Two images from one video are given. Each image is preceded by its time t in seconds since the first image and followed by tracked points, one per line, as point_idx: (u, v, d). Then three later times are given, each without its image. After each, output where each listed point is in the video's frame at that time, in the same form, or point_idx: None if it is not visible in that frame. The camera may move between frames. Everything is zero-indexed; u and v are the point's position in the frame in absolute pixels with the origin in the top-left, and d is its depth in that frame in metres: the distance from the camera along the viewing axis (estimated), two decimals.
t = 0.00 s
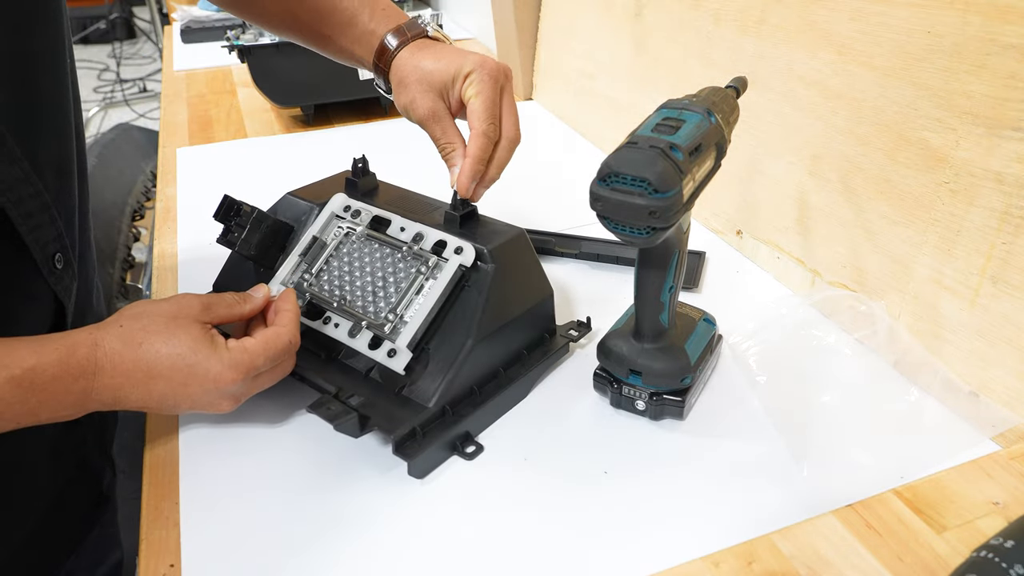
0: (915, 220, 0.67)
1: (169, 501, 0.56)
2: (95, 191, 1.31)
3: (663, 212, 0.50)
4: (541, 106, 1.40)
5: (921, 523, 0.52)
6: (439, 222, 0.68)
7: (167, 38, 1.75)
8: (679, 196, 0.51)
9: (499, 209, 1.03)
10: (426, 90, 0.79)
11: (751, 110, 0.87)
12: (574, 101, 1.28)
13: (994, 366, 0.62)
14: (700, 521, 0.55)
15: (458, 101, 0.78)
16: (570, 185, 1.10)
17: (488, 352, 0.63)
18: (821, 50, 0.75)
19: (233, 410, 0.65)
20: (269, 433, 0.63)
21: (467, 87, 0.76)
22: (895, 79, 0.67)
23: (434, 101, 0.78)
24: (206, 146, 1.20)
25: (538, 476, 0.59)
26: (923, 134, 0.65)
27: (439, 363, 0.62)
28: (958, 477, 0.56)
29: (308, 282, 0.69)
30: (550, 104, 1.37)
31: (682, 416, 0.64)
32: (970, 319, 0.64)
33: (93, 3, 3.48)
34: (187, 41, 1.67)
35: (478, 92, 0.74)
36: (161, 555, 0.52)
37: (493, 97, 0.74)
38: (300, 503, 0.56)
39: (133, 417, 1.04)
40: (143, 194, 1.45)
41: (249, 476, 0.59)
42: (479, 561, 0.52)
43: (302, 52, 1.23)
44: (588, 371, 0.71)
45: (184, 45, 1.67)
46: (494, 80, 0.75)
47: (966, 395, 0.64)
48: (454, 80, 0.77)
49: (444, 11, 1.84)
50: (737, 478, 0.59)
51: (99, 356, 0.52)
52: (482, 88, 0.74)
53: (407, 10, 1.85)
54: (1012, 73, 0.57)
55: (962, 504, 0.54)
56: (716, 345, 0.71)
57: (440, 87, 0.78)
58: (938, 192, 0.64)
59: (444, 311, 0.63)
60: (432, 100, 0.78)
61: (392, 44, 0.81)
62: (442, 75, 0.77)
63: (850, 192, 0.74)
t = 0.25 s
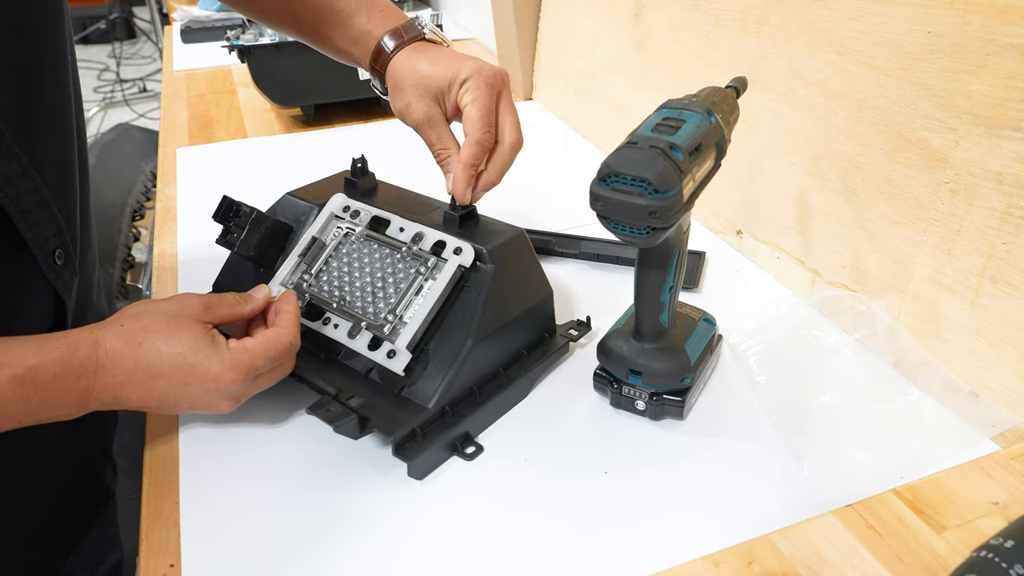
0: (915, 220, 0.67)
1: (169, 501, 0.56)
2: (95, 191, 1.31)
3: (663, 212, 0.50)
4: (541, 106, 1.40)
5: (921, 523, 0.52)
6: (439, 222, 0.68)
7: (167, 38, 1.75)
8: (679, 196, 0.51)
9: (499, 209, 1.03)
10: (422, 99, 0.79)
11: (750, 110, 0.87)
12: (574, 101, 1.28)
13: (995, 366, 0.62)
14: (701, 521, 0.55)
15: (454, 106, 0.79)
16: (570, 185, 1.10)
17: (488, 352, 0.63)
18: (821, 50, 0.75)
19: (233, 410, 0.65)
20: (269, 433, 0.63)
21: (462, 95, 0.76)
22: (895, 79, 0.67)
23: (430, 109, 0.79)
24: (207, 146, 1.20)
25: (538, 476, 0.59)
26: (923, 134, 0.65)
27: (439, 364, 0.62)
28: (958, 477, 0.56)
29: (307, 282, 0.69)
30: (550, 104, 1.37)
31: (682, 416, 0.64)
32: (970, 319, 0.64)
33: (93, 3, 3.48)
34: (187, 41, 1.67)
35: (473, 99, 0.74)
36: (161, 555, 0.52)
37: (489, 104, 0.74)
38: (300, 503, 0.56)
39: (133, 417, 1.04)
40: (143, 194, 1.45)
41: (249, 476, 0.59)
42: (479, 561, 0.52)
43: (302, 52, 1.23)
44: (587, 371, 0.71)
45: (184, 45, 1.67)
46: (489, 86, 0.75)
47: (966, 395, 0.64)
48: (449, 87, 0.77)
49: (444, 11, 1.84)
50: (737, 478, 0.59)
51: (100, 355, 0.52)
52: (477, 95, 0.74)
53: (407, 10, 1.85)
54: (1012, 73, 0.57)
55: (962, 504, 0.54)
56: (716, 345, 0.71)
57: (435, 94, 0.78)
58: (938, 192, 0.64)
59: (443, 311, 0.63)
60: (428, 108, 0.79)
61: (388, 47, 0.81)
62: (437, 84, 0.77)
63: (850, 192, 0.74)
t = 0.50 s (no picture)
0: (915, 220, 0.67)
1: (169, 501, 0.56)
2: (95, 191, 1.31)
3: (663, 212, 0.50)
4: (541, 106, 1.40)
5: (921, 523, 0.52)
6: (438, 222, 0.68)
7: (167, 38, 1.75)
8: (679, 196, 0.51)
9: (499, 209, 1.03)
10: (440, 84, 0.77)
11: (750, 110, 0.87)
12: (574, 100, 1.28)
13: (995, 367, 0.62)
14: (700, 521, 0.55)
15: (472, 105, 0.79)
16: (570, 185, 1.10)
17: (488, 353, 0.63)
18: (821, 50, 0.75)
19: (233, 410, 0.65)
20: (269, 433, 0.63)
21: (489, 98, 0.78)
22: (895, 79, 0.67)
23: (449, 96, 0.77)
24: (207, 146, 1.20)
25: (538, 476, 0.59)
26: (923, 134, 0.65)
27: (438, 365, 0.62)
28: (958, 477, 0.56)
29: (307, 283, 0.69)
30: (550, 104, 1.37)
31: (682, 416, 0.64)
32: (970, 319, 0.64)
33: (93, 4, 3.48)
34: (187, 41, 1.67)
35: (501, 105, 0.77)
36: (161, 556, 0.52)
37: (513, 110, 0.77)
38: (300, 503, 0.56)
39: (133, 418, 1.04)
40: (143, 194, 1.45)
41: (249, 476, 0.59)
42: (478, 561, 0.52)
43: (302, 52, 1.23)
44: (587, 371, 0.71)
45: (184, 45, 1.67)
46: (515, 93, 0.78)
47: (966, 395, 0.64)
48: (475, 85, 0.78)
49: (444, 11, 1.84)
50: (736, 479, 0.59)
51: (100, 356, 0.52)
52: (504, 102, 0.77)
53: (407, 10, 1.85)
54: (1012, 73, 0.57)
55: (962, 504, 0.54)
56: (716, 345, 0.71)
57: (457, 83, 0.77)
58: (938, 192, 0.64)
59: (443, 312, 0.63)
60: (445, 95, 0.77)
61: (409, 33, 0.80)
62: (464, 76, 0.76)
63: (850, 192, 0.74)
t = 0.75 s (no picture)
0: (915, 220, 0.67)
1: (169, 501, 0.56)
2: (95, 191, 1.31)
3: (663, 212, 0.50)
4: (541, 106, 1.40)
5: (921, 523, 0.52)
6: (438, 223, 0.68)
7: (167, 38, 1.75)
8: (679, 196, 0.51)
9: (499, 209, 1.03)
10: (459, 85, 0.78)
11: (750, 110, 0.87)
12: (574, 100, 1.28)
13: (995, 367, 0.62)
14: (700, 522, 0.55)
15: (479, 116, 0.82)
16: (570, 185, 1.10)
17: (488, 352, 0.63)
18: (821, 50, 0.75)
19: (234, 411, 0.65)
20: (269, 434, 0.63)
21: (499, 114, 0.82)
22: (896, 79, 0.67)
23: (466, 99, 0.78)
24: (207, 146, 1.20)
25: (538, 475, 0.59)
26: (923, 134, 0.65)
27: (438, 365, 0.62)
28: (958, 477, 0.56)
29: (307, 283, 0.69)
30: (550, 104, 1.37)
31: (682, 416, 0.64)
32: (970, 319, 0.64)
33: (93, 4, 3.48)
34: (187, 42, 1.67)
35: (508, 123, 0.82)
36: (161, 556, 0.52)
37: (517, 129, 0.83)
38: (300, 503, 0.56)
39: (133, 418, 1.04)
40: (143, 194, 1.44)
41: (249, 476, 0.59)
42: (478, 560, 0.52)
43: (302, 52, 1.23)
44: (588, 371, 0.71)
45: (184, 45, 1.67)
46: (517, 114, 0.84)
47: (966, 395, 0.64)
48: (490, 98, 0.81)
49: (444, 11, 1.84)
50: (736, 479, 0.59)
51: (101, 356, 0.52)
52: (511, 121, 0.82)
53: (407, 10, 1.85)
54: (1013, 73, 0.57)
55: (962, 504, 0.54)
56: (716, 345, 0.71)
57: (475, 89, 0.79)
58: (938, 192, 0.64)
59: (443, 312, 0.63)
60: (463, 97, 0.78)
61: (417, 39, 0.81)
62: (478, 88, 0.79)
63: (850, 192, 0.74)
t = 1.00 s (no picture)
0: (915, 220, 0.67)
1: (169, 501, 0.56)
2: (95, 191, 1.31)
3: (663, 212, 0.50)
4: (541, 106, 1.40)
5: (921, 523, 0.52)
6: (437, 223, 0.68)
7: (167, 38, 1.75)
8: (679, 196, 0.51)
9: (499, 209, 1.03)
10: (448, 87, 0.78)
11: (750, 110, 0.87)
12: (574, 100, 1.28)
13: (995, 367, 0.62)
14: (700, 522, 0.55)
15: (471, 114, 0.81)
16: (570, 185, 1.10)
17: (488, 352, 0.63)
18: (821, 50, 0.75)
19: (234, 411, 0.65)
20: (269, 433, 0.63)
21: (491, 109, 0.82)
22: (896, 79, 0.67)
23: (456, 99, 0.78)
24: (207, 146, 1.20)
25: (538, 475, 0.59)
26: (923, 134, 0.65)
27: (438, 365, 0.62)
28: (958, 477, 0.56)
29: (307, 283, 0.69)
30: (550, 104, 1.37)
31: (682, 416, 0.64)
32: (970, 319, 0.64)
33: (93, 4, 3.48)
34: (187, 42, 1.67)
35: (501, 117, 0.82)
36: (161, 556, 0.52)
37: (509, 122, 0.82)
38: (300, 503, 0.56)
39: (133, 418, 1.04)
40: (143, 194, 1.44)
41: (249, 476, 0.59)
42: (477, 561, 0.52)
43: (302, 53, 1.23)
44: (588, 371, 0.71)
45: (184, 45, 1.67)
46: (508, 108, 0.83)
47: (966, 395, 0.64)
48: (481, 95, 0.81)
49: (444, 11, 1.84)
50: (736, 479, 0.59)
51: (101, 356, 0.52)
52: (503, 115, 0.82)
53: (407, 10, 1.85)
54: (1013, 73, 0.57)
55: (962, 505, 0.54)
56: (716, 345, 0.71)
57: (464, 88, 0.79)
58: (938, 192, 0.64)
59: (443, 312, 0.63)
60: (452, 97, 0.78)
61: (404, 39, 0.81)
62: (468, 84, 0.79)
63: (850, 192, 0.74)
